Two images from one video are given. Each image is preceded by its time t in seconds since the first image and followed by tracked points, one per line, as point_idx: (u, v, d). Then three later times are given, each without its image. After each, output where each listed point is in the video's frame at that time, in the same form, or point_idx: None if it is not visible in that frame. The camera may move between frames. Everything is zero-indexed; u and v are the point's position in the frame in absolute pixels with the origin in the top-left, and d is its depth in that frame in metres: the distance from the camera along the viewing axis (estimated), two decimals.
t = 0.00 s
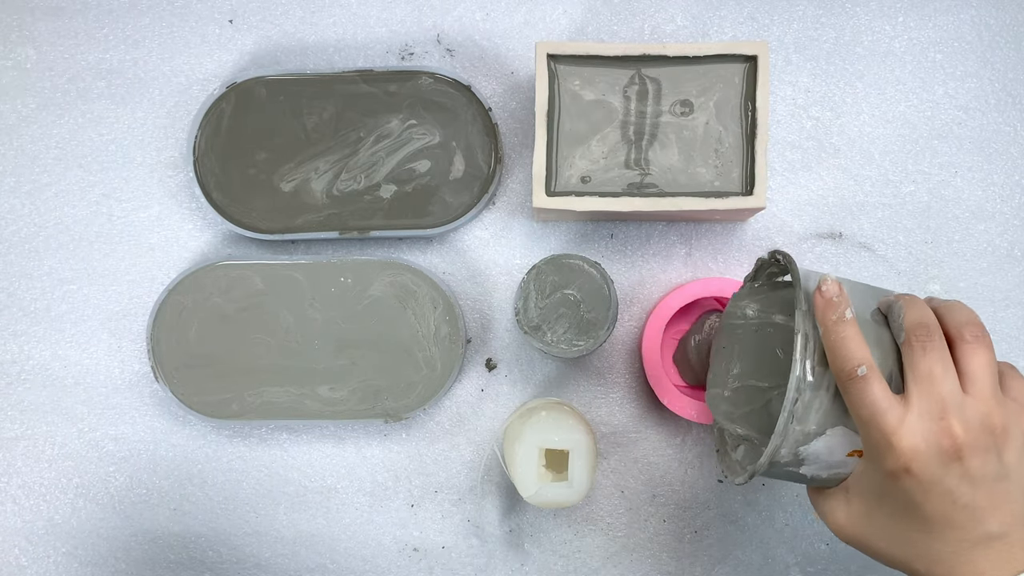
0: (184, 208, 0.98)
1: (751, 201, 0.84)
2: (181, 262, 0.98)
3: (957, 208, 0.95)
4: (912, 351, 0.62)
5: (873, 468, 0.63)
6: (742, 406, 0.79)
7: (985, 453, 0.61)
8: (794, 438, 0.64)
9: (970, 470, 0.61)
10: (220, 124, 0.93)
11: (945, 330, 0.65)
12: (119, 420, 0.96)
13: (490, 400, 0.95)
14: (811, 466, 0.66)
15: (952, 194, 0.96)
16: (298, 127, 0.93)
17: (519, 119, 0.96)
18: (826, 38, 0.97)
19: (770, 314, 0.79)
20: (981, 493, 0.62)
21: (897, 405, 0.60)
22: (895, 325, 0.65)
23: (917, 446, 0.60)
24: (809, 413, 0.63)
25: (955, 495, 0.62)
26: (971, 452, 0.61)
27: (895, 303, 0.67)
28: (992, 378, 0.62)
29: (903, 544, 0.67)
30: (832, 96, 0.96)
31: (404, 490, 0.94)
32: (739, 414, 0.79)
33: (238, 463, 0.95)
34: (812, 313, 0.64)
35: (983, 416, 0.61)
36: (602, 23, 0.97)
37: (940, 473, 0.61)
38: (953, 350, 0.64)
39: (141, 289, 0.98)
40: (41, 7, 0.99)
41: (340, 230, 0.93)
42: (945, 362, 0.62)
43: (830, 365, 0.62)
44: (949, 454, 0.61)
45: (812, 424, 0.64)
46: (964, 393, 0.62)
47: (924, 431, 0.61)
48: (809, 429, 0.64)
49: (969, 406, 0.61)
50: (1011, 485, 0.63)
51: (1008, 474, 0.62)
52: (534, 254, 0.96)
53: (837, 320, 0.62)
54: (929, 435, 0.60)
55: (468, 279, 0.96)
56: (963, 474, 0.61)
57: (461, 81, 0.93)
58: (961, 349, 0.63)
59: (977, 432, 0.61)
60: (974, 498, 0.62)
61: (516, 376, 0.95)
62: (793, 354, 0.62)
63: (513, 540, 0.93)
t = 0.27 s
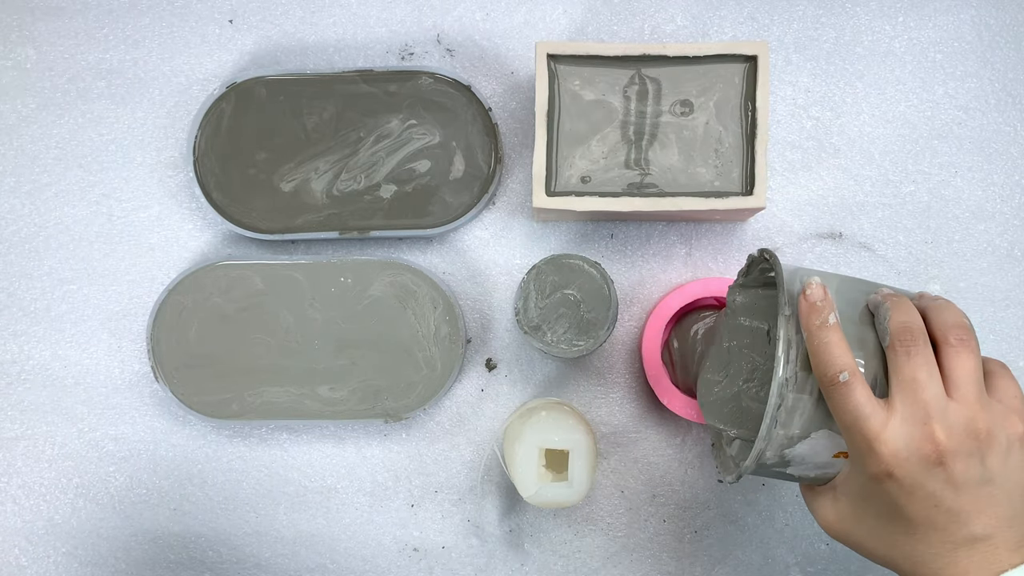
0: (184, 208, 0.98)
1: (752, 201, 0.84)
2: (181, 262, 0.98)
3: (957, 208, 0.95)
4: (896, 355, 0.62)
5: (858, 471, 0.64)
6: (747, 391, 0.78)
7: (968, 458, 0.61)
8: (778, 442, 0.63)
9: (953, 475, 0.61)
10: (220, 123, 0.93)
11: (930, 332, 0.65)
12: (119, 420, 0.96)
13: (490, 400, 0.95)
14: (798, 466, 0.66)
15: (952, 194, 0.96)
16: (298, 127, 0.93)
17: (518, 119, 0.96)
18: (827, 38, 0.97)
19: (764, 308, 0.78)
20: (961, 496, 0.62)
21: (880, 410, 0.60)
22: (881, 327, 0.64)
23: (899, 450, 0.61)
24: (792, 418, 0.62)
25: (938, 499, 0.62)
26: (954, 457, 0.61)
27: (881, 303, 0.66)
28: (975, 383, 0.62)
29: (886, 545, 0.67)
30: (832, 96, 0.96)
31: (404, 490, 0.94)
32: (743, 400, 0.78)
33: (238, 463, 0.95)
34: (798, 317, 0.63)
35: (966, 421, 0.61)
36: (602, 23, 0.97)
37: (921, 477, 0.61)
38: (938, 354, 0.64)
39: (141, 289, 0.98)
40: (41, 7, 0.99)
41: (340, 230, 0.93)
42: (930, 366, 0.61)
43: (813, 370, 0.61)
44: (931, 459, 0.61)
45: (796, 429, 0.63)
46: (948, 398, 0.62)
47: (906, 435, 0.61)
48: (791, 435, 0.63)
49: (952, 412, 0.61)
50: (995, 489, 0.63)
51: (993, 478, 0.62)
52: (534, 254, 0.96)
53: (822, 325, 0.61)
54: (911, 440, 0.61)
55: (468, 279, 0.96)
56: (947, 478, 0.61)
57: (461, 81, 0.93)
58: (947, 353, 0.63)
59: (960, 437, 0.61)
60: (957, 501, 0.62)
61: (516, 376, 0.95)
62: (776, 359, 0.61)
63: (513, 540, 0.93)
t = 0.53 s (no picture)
0: (185, 208, 0.98)
1: (752, 201, 0.84)
2: (181, 261, 0.98)
3: (958, 208, 0.95)
4: (930, 368, 0.60)
5: (881, 481, 0.63)
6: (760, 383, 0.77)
7: (993, 473, 0.61)
8: (802, 449, 0.60)
9: (977, 491, 0.61)
10: (220, 123, 0.93)
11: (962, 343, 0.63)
12: (119, 420, 0.96)
13: (490, 400, 0.95)
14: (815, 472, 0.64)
15: (952, 194, 0.96)
16: (298, 127, 0.93)
17: (518, 119, 0.96)
18: (827, 38, 0.97)
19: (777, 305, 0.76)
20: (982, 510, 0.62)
21: (912, 422, 0.59)
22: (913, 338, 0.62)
23: (928, 465, 0.60)
24: (820, 426, 0.59)
25: (960, 513, 0.62)
26: (980, 473, 0.60)
27: (911, 311, 0.63)
28: (1005, 398, 0.62)
29: (902, 553, 0.67)
30: (833, 95, 0.96)
31: (404, 490, 0.94)
32: (756, 392, 0.77)
33: (238, 463, 0.95)
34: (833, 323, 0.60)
35: (994, 437, 0.61)
36: (602, 23, 0.97)
37: (949, 492, 0.61)
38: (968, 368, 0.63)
39: (141, 289, 0.98)
40: (41, 7, 0.99)
41: (340, 230, 0.93)
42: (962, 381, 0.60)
43: (847, 379, 0.59)
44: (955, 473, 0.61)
45: (821, 436, 0.60)
46: (977, 414, 0.61)
47: (937, 449, 0.60)
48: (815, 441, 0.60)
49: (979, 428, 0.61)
50: (1016, 504, 0.63)
51: (1013, 493, 0.63)
52: (534, 254, 0.96)
53: (860, 334, 0.58)
54: (941, 455, 0.60)
55: (468, 278, 0.96)
56: (969, 492, 0.61)
57: (461, 80, 0.93)
58: (973, 367, 0.62)
59: (986, 453, 0.61)
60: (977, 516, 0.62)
61: (516, 376, 0.95)
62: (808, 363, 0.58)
63: (513, 540, 0.93)
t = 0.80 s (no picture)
0: (185, 208, 0.98)
1: (752, 202, 0.84)
2: (181, 261, 0.98)
3: (958, 208, 0.95)
4: (918, 364, 0.61)
5: (876, 475, 0.63)
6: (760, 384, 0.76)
7: (989, 467, 0.62)
8: (794, 448, 0.61)
9: (973, 484, 0.62)
10: (220, 123, 0.93)
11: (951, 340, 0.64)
12: (119, 420, 0.96)
13: (490, 400, 0.95)
14: (809, 470, 0.64)
15: (952, 194, 0.96)
16: (298, 127, 0.93)
17: (518, 119, 0.96)
18: (827, 38, 0.97)
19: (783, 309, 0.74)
20: (982, 507, 0.63)
21: (901, 417, 0.59)
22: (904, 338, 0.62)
23: (919, 459, 0.60)
24: (812, 424, 0.59)
25: (956, 507, 0.63)
26: (974, 468, 0.61)
27: (901, 306, 0.63)
28: (999, 392, 0.62)
29: (909, 555, 0.67)
30: (832, 95, 0.96)
31: (404, 490, 0.94)
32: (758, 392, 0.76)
33: (238, 463, 0.95)
34: (819, 321, 0.60)
35: (988, 430, 0.61)
36: (602, 23, 0.97)
37: (942, 485, 0.62)
38: (958, 361, 0.63)
39: (141, 289, 0.98)
40: (41, 7, 0.99)
41: (340, 230, 0.93)
42: (952, 376, 0.60)
43: (835, 377, 0.59)
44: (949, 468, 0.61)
45: (813, 435, 0.60)
46: (970, 406, 0.61)
47: (926, 443, 0.60)
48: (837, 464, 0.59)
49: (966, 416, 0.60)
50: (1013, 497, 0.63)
51: (1009, 486, 0.63)
52: (534, 254, 0.96)
53: (847, 329, 0.58)
54: (931, 448, 0.60)
55: (467, 278, 0.96)
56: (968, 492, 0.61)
57: (461, 81, 0.93)
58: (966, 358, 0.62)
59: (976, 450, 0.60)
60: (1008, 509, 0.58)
61: (517, 376, 0.95)
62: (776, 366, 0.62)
63: (513, 540, 0.93)
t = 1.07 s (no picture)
0: (185, 208, 0.98)
1: (752, 202, 0.84)
2: (181, 261, 0.97)
3: (958, 208, 0.95)
4: None
5: None
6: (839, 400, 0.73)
7: None
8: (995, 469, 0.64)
9: None
10: (220, 123, 0.93)
11: None
12: (119, 420, 0.96)
13: (490, 400, 0.95)
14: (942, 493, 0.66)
15: (952, 194, 0.96)
16: (298, 127, 0.93)
17: (518, 119, 0.96)
18: (827, 38, 0.97)
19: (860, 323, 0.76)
20: None
21: None
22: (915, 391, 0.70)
23: None
24: None
25: None
26: None
27: None
28: None
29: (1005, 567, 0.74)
30: (832, 95, 0.96)
31: (404, 491, 0.94)
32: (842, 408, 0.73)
33: (238, 463, 0.95)
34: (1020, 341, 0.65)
35: None
36: (602, 23, 0.97)
37: None
38: None
39: (141, 289, 0.98)
40: (41, 7, 0.99)
41: (340, 231, 0.93)
42: None
43: None
44: None
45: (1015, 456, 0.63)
46: None
47: None
48: (950, 496, 0.61)
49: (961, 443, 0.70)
50: None
51: None
52: (534, 254, 0.96)
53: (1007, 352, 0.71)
54: None
55: (467, 278, 0.96)
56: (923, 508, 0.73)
57: (461, 81, 0.93)
58: None
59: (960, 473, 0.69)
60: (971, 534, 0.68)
61: (516, 376, 0.95)
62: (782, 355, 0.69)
63: (513, 540, 0.93)
